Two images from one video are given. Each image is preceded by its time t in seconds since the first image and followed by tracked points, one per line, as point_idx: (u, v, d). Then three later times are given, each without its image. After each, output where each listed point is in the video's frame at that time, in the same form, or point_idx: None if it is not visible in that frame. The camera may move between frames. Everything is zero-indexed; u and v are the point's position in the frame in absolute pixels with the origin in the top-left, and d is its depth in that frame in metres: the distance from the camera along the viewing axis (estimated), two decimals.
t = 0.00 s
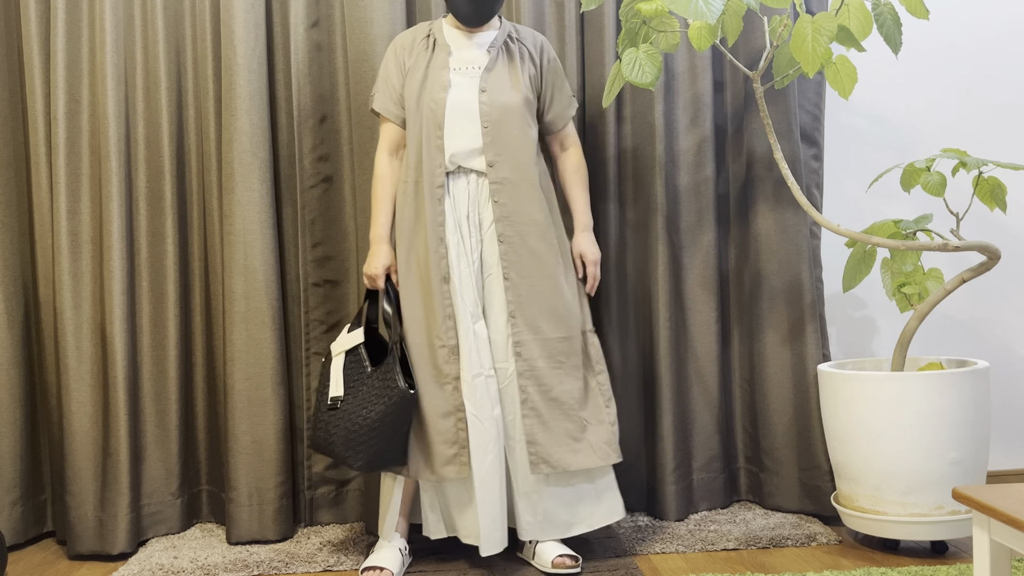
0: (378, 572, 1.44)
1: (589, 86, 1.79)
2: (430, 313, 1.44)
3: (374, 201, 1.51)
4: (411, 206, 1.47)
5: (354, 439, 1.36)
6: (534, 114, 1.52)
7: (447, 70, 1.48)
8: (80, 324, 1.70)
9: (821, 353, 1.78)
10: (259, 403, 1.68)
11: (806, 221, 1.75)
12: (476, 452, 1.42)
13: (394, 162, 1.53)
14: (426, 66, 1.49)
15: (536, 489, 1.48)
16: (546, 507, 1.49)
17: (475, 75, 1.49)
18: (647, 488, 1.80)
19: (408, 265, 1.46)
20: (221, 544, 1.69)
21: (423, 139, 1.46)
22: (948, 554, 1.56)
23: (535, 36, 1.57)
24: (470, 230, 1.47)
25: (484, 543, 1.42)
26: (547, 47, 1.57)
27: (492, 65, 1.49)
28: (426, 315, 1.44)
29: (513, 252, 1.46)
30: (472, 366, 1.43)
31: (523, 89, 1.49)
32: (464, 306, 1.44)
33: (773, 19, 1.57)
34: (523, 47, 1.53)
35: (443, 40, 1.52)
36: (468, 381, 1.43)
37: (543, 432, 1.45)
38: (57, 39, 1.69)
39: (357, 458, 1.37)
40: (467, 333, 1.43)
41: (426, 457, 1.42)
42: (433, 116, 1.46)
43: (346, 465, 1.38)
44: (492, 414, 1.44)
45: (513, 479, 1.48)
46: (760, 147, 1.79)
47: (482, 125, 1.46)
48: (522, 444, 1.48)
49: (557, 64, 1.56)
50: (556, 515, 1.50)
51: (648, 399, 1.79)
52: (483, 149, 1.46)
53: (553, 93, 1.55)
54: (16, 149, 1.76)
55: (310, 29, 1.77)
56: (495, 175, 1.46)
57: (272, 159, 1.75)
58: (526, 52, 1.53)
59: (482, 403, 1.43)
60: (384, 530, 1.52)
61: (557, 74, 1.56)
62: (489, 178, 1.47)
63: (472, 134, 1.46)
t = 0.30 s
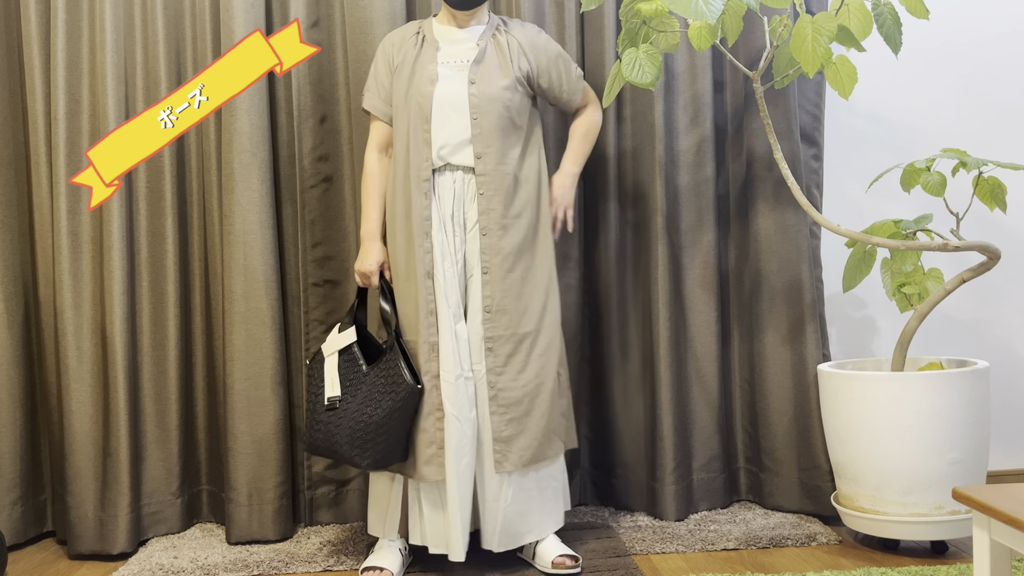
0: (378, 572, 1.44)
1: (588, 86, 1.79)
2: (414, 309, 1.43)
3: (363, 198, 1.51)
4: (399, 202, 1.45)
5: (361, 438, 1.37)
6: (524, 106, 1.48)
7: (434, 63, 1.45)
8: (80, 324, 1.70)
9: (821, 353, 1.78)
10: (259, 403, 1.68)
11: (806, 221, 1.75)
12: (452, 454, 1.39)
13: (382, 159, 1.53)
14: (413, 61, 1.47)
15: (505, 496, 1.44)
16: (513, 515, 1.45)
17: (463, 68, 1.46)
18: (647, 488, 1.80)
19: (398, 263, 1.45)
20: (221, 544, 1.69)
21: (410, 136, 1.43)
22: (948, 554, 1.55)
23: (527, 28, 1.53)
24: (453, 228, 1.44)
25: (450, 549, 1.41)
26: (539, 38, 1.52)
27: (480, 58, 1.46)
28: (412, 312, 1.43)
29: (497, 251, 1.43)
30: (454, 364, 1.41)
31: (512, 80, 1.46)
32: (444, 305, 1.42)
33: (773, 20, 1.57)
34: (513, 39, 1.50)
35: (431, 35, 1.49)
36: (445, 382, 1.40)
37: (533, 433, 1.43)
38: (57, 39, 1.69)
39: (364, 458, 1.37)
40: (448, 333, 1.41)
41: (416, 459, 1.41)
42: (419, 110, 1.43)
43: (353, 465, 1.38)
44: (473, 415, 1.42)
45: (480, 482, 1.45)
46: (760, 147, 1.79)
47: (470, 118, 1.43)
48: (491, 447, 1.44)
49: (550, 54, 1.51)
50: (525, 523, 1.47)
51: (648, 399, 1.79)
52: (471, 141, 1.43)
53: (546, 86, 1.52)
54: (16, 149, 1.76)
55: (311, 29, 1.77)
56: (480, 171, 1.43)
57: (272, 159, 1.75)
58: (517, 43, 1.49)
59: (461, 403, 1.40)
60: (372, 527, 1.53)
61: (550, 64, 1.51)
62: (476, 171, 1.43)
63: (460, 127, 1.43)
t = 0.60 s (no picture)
0: (378, 572, 1.44)
1: (588, 86, 1.79)
2: (406, 306, 1.42)
3: (360, 200, 1.51)
4: (394, 203, 1.45)
5: (351, 447, 1.36)
6: (521, 102, 1.47)
7: (429, 62, 1.45)
8: (80, 324, 1.70)
9: (821, 353, 1.78)
10: (259, 403, 1.68)
11: (806, 221, 1.75)
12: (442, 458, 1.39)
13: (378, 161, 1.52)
14: (409, 61, 1.46)
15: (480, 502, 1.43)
16: (485, 521, 1.44)
17: (457, 64, 1.45)
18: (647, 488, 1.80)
19: (394, 262, 1.44)
20: (221, 544, 1.69)
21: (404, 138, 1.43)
22: (948, 554, 1.56)
23: (522, 25, 1.52)
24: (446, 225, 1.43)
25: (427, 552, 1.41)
26: (534, 35, 1.51)
27: (475, 54, 1.45)
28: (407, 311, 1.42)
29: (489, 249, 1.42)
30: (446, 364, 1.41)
31: (508, 74, 1.45)
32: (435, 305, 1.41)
33: (773, 19, 1.57)
34: (508, 35, 1.49)
35: (426, 36, 1.49)
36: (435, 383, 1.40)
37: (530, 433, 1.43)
38: (57, 39, 1.69)
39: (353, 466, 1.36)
40: (440, 333, 1.40)
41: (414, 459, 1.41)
42: (414, 108, 1.43)
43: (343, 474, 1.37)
44: (462, 416, 1.42)
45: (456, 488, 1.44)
46: (760, 147, 1.80)
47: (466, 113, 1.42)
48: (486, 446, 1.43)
49: (545, 51, 1.51)
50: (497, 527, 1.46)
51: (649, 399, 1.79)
52: (467, 138, 1.42)
53: (541, 84, 1.52)
54: (16, 149, 1.76)
55: (311, 29, 1.77)
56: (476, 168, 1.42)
57: (272, 159, 1.75)
58: (512, 39, 1.49)
59: (451, 404, 1.41)
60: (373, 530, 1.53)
61: (545, 61, 1.51)
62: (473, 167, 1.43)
63: (456, 123, 1.42)
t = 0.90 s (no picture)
0: (378, 573, 1.45)
1: (589, 86, 1.79)
2: (402, 306, 1.43)
3: (354, 200, 1.51)
4: (388, 203, 1.45)
5: (347, 449, 1.36)
6: (518, 101, 1.47)
7: (425, 60, 1.44)
8: (80, 324, 1.70)
9: (821, 353, 1.78)
10: (260, 403, 1.68)
11: (806, 221, 1.75)
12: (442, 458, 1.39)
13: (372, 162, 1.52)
14: (404, 58, 1.46)
15: (479, 506, 1.43)
16: (484, 527, 1.43)
17: (453, 63, 1.45)
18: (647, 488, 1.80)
19: (388, 262, 1.44)
20: (221, 544, 1.69)
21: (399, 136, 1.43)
22: (948, 554, 1.56)
23: (519, 25, 1.52)
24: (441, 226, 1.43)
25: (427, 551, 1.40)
26: (531, 34, 1.51)
27: (472, 53, 1.45)
28: (402, 311, 1.42)
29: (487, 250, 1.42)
30: (440, 366, 1.40)
31: (505, 73, 1.44)
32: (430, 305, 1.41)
33: (773, 20, 1.57)
34: (504, 35, 1.49)
35: (422, 34, 1.49)
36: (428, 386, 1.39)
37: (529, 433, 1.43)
38: (57, 39, 1.69)
39: (349, 468, 1.36)
40: (434, 334, 1.40)
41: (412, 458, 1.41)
42: (408, 107, 1.42)
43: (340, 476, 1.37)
44: (456, 419, 1.41)
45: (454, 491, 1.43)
46: (760, 148, 1.80)
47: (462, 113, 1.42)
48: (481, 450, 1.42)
49: (541, 51, 1.51)
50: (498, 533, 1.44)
51: (649, 399, 1.79)
52: (463, 137, 1.42)
53: (538, 84, 1.52)
54: (16, 149, 1.76)
55: (311, 29, 1.77)
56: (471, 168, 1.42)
57: (272, 159, 1.75)
58: (508, 38, 1.48)
59: (444, 407, 1.39)
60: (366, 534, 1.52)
61: (542, 62, 1.51)
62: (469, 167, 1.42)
63: (452, 122, 1.42)
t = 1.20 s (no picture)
0: (378, 572, 1.45)
1: (589, 86, 1.79)
2: (402, 306, 1.43)
3: (352, 200, 1.50)
4: (387, 204, 1.44)
5: (355, 450, 1.36)
6: (516, 101, 1.47)
7: (422, 59, 1.44)
8: (80, 324, 1.70)
9: (821, 353, 1.78)
10: (259, 403, 1.68)
11: (806, 221, 1.75)
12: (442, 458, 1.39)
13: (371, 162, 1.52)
14: (401, 58, 1.45)
15: (481, 508, 1.42)
16: (486, 530, 1.42)
17: (450, 62, 1.44)
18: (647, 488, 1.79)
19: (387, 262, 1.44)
20: (221, 544, 1.69)
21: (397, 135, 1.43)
22: (948, 554, 1.56)
23: (517, 24, 1.52)
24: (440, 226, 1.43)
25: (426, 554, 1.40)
26: (529, 34, 1.51)
27: (469, 53, 1.45)
28: (401, 311, 1.43)
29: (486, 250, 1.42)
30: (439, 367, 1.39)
31: (502, 73, 1.44)
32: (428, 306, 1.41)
33: (773, 19, 1.57)
34: (502, 35, 1.48)
35: (419, 33, 1.49)
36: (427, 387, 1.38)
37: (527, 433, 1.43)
38: (57, 39, 1.69)
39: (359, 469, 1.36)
40: (434, 335, 1.39)
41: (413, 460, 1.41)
42: (406, 106, 1.42)
43: (348, 478, 1.37)
44: (456, 421, 1.41)
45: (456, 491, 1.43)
46: (760, 148, 1.80)
47: (460, 112, 1.42)
48: (481, 451, 1.42)
49: (540, 50, 1.51)
50: (500, 536, 1.43)
51: (649, 399, 1.79)
52: (461, 137, 1.42)
53: (536, 84, 1.52)
54: (16, 149, 1.76)
55: (311, 29, 1.77)
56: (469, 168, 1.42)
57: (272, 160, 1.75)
58: (506, 38, 1.48)
59: (444, 408, 1.39)
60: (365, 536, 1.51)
61: (540, 61, 1.51)
62: (467, 167, 1.42)
63: (450, 122, 1.42)
